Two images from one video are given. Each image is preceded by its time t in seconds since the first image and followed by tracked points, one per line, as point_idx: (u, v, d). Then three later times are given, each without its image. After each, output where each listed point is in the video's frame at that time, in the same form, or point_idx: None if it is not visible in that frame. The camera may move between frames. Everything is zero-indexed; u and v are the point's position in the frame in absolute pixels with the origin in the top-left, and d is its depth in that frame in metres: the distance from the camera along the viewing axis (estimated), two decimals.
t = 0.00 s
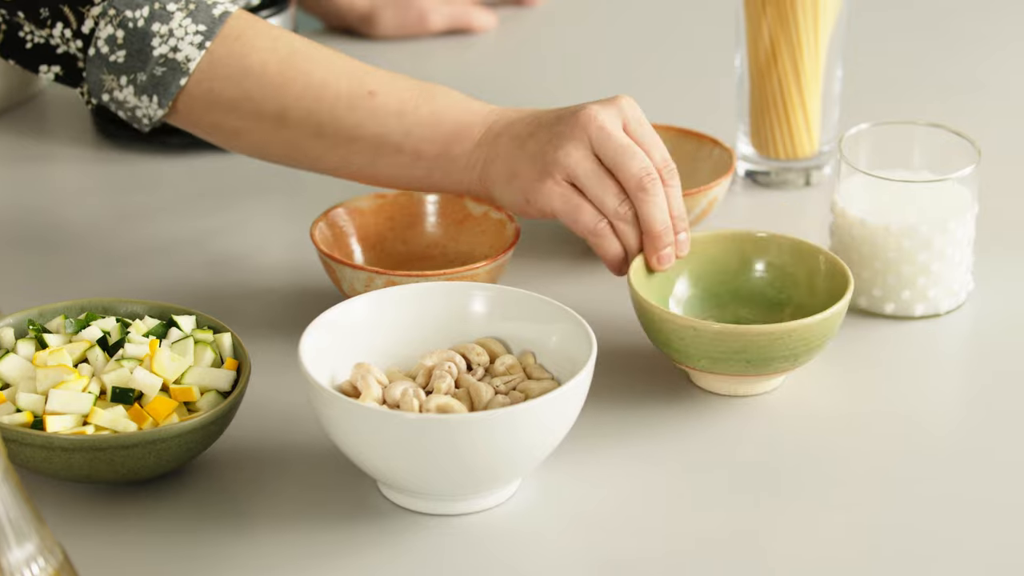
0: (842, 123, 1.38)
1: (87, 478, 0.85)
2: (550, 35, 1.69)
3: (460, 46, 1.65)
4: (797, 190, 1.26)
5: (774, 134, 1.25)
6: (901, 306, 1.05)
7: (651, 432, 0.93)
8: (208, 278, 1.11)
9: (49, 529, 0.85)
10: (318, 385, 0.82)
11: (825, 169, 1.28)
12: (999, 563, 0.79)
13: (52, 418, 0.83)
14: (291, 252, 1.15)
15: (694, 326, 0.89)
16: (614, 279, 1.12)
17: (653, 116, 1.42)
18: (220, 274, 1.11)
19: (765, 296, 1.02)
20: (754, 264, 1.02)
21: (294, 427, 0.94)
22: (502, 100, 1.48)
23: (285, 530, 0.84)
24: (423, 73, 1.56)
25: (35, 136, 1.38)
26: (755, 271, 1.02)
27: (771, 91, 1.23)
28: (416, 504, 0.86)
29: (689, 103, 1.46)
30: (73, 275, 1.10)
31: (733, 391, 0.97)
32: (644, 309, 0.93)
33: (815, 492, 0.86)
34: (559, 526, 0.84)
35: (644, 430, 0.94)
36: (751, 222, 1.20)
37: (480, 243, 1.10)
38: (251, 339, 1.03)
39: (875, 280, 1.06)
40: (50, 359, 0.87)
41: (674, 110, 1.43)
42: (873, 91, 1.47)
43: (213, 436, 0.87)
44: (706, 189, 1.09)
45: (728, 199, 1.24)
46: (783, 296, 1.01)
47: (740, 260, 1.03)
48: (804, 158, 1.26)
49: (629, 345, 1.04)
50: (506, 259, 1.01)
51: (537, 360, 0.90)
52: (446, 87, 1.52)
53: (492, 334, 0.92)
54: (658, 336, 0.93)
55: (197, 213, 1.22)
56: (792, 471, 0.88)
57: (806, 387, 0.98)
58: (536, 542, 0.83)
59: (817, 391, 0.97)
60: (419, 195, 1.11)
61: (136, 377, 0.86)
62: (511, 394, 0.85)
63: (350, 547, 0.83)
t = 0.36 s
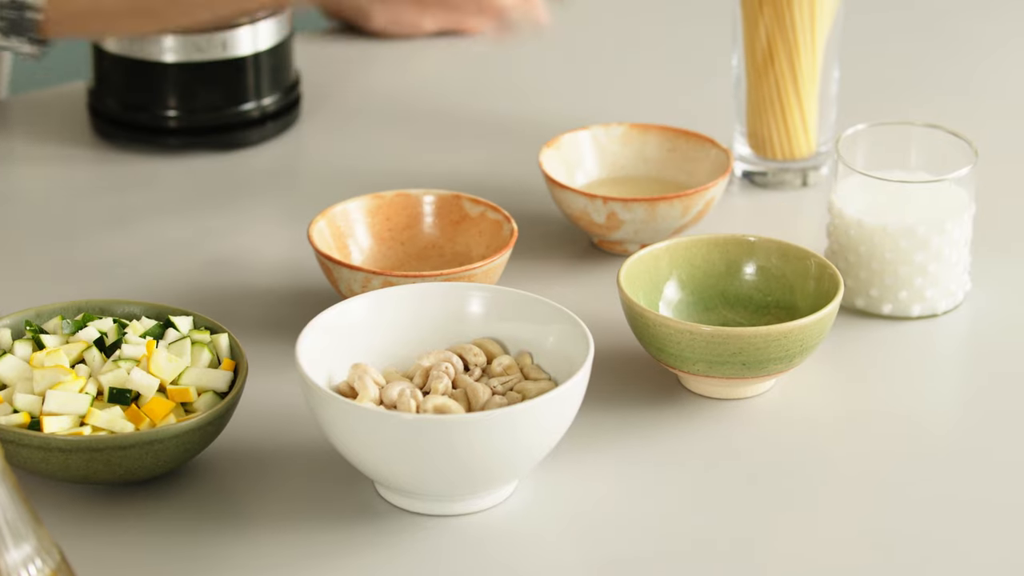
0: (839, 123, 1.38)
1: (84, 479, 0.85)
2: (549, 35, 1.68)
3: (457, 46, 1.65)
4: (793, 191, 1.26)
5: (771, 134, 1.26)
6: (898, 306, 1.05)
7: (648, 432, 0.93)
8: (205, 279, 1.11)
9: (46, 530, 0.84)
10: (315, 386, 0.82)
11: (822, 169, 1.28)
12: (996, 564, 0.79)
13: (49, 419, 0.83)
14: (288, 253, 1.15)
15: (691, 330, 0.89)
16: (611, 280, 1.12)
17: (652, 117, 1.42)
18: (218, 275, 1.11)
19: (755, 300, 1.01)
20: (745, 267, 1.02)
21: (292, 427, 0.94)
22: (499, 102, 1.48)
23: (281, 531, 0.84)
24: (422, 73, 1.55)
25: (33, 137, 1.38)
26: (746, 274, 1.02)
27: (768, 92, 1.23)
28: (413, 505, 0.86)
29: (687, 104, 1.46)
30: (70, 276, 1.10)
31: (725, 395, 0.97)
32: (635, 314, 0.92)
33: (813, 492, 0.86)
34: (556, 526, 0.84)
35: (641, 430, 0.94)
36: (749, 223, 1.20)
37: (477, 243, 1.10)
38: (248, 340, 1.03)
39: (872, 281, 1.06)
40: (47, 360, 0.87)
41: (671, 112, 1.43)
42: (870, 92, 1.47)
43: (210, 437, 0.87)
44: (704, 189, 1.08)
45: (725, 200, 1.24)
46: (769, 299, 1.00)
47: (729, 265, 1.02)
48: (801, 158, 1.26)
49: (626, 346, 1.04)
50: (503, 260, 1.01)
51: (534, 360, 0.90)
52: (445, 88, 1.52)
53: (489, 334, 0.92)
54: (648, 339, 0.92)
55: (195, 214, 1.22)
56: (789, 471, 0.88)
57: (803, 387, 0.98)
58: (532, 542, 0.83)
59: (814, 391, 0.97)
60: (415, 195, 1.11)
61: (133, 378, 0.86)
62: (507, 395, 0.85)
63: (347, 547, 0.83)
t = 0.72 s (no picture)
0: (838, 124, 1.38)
1: (84, 480, 0.85)
2: (548, 34, 1.68)
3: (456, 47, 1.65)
4: (793, 191, 1.26)
5: (770, 134, 1.26)
6: (898, 307, 1.05)
7: (648, 433, 0.93)
8: (204, 279, 1.11)
9: (46, 531, 0.84)
10: (314, 386, 0.82)
11: (821, 169, 1.28)
12: (995, 565, 0.79)
13: (49, 419, 0.83)
14: (288, 253, 1.15)
15: (690, 330, 0.89)
16: (611, 280, 1.12)
17: (652, 118, 1.42)
18: (217, 276, 1.11)
19: (754, 300, 1.01)
20: (744, 267, 1.02)
21: (291, 428, 0.94)
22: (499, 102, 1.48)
23: (281, 532, 0.84)
24: (421, 73, 1.55)
25: (33, 137, 1.38)
26: (745, 274, 1.02)
27: (768, 92, 1.23)
28: (413, 505, 0.86)
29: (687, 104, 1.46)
30: (70, 276, 1.10)
31: (724, 395, 0.97)
32: (635, 314, 0.92)
33: (813, 492, 0.86)
34: (555, 527, 0.84)
35: (640, 431, 0.94)
36: (749, 223, 1.19)
37: (477, 244, 1.10)
38: (247, 340, 1.03)
39: (871, 281, 1.06)
40: (47, 360, 0.87)
41: (671, 112, 1.43)
42: (869, 93, 1.47)
43: (210, 437, 0.87)
44: (704, 190, 1.08)
45: (725, 200, 1.24)
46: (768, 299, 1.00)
47: (729, 265, 1.02)
48: (800, 159, 1.26)
49: (626, 346, 1.04)
50: (503, 260, 1.01)
51: (533, 361, 0.90)
52: (444, 88, 1.51)
53: (489, 334, 0.92)
54: (647, 339, 0.92)
55: (194, 215, 1.22)
56: (789, 471, 0.88)
57: (802, 387, 0.98)
58: (532, 542, 0.83)
59: (814, 391, 0.97)
60: (415, 196, 1.11)
61: (133, 379, 0.86)
62: (507, 395, 0.86)
63: (347, 548, 0.83)
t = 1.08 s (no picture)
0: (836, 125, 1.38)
1: (82, 481, 0.85)
2: (547, 36, 1.68)
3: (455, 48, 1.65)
4: (791, 193, 1.26)
5: (768, 136, 1.26)
6: (896, 308, 1.05)
7: (646, 434, 0.93)
8: (203, 281, 1.11)
9: (45, 532, 0.84)
10: (312, 388, 0.82)
11: (819, 171, 1.28)
12: (995, 565, 0.79)
13: (48, 421, 0.83)
14: (286, 255, 1.16)
15: (689, 332, 0.89)
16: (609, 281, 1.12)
17: (650, 119, 1.42)
18: (216, 277, 1.11)
19: (752, 302, 1.01)
20: (742, 268, 1.02)
21: (290, 430, 0.95)
22: (496, 104, 1.48)
23: (280, 533, 0.84)
24: (420, 75, 1.55)
25: (31, 138, 1.38)
26: (744, 275, 1.02)
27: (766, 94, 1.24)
28: (412, 507, 0.86)
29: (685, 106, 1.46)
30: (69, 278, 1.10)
31: (723, 397, 0.97)
32: (633, 316, 0.92)
33: (812, 493, 0.86)
34: (553, 528, 0.84)
35: (639, 432, 0.94)
36: (747, 225, 1.20)
37: (475, 245, 1.10)
38: (245, 342, 1.03)
39: (870, 283, 1.06)
40: (46, 362, 0.87)
41: (669, 114, 1.43)
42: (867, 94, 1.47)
43: (209, 439, 0.87)
44: (703, 191, 1.08)
45: (723, 201, 1.24)
46: (767, 300, 1.00)
47: (727, 267, 1.02)
48: (798, 160, 1.27)
49: (624, 348, 1.04)
50: (502, 261, 1.01)
51: (532, 362, 0.90)
52: (443, 89, 1.52)
53: (487, 336, 0.92)
54: (645, 340, 0.92)
55: (193, 216, 1.22)
56: (788, 472, 0.88)
57: (801, 389, 0.98)
58: (530, 544, 0.83)
59: (813, 392, 0.98)
60: (413, 197, 1.11)
61: (132, 381, 0.86)
62: (505, 397, 0.86)
63: (345, 549, 0.83)
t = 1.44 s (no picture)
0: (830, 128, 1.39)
1: (78, 485, 0.85)
2: (542, 39, 1.69)
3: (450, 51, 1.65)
4: (786, 196, 1.26)
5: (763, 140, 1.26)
6: (891, 311, 1.06)
7: (640, 437, 0.93)
8: (198, 284, 1.11)
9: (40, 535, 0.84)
10: (308, 391, 0.82)
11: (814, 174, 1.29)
12: (989, 567, 0.79)
13: (43, 425, 0.83)
14: (281, 257, 1.16)
15: (684, 335, 0.89)
16: (604, 284, 1.13)
17: (647, 122, 1.42)
18: (211, 280, 1.11)
19: (748, 305, 1.01)
20: (738, 271, 1.02)
21: (285, 432, 0.95)
22: (491, 107, 1.48)
23: (275, 536, 0.84)
24: (415, 79, 1.56)
25: (28, 141, 1.39)
26: (739, 278, 1.02)
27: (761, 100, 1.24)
28: (407, 510, 0.86)
29: (682, 109, 1.46)
30: (64, 281, 1.10)
31: (718, 399, 0.97)
32: (628, 319, 0.92)
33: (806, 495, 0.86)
34: (548, 530, 0.84)
35: (633, 435, 0.94)
36: (743, 227, 1.20)
37: (470, 248, 1.10)
38: (240, 344, 1.03)
39: (865, 286, 1.06)
40: (41, 365, 0.87)
41: (664, 117, 1.43)
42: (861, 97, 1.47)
43: (204, 442, 0.87)
44: (698, 194, 1.08)
45: (719, 204, 1.24)
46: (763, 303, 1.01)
47: (723, 270, 1.02)
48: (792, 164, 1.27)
49: (619, 351, 1.04)
50: (498, 263, 1.01)
51: (528, 365, 0.90)
52: (438, 93, 1.52)
53: (483, 339, 0.92)
54: (641, 343, 0.92)
55: (189, 220, 1.22)
56: (782, 474, 0.89)
57: (795, 391, 0.98)
58: (525, 547, 0.83)
59: (807, 394, 0.98)
60: (408, 200, 1.11)
61: (127, 384, 0.86)
62: (501, 400, 0.86)
63: (341, 553, 0.83)
